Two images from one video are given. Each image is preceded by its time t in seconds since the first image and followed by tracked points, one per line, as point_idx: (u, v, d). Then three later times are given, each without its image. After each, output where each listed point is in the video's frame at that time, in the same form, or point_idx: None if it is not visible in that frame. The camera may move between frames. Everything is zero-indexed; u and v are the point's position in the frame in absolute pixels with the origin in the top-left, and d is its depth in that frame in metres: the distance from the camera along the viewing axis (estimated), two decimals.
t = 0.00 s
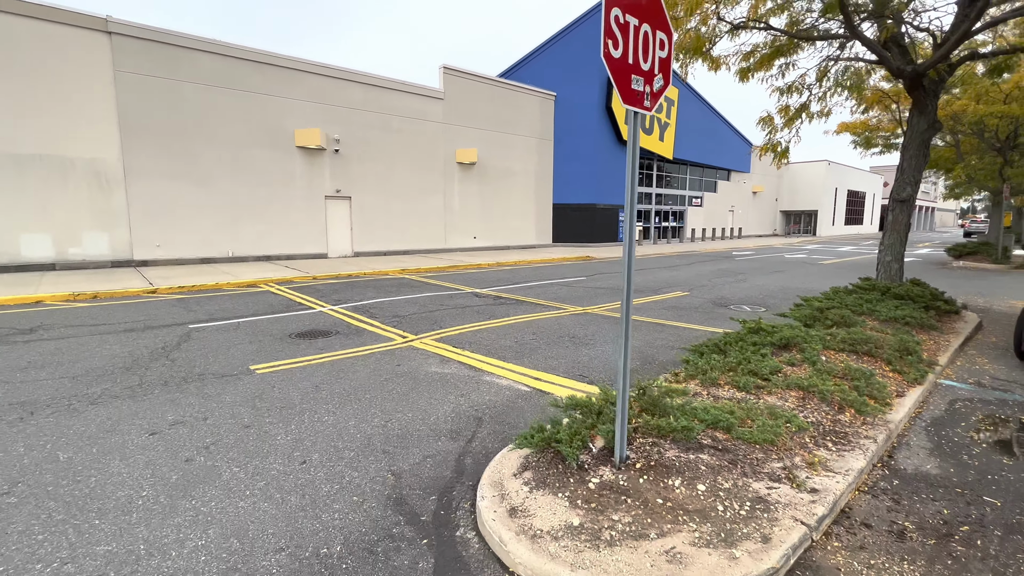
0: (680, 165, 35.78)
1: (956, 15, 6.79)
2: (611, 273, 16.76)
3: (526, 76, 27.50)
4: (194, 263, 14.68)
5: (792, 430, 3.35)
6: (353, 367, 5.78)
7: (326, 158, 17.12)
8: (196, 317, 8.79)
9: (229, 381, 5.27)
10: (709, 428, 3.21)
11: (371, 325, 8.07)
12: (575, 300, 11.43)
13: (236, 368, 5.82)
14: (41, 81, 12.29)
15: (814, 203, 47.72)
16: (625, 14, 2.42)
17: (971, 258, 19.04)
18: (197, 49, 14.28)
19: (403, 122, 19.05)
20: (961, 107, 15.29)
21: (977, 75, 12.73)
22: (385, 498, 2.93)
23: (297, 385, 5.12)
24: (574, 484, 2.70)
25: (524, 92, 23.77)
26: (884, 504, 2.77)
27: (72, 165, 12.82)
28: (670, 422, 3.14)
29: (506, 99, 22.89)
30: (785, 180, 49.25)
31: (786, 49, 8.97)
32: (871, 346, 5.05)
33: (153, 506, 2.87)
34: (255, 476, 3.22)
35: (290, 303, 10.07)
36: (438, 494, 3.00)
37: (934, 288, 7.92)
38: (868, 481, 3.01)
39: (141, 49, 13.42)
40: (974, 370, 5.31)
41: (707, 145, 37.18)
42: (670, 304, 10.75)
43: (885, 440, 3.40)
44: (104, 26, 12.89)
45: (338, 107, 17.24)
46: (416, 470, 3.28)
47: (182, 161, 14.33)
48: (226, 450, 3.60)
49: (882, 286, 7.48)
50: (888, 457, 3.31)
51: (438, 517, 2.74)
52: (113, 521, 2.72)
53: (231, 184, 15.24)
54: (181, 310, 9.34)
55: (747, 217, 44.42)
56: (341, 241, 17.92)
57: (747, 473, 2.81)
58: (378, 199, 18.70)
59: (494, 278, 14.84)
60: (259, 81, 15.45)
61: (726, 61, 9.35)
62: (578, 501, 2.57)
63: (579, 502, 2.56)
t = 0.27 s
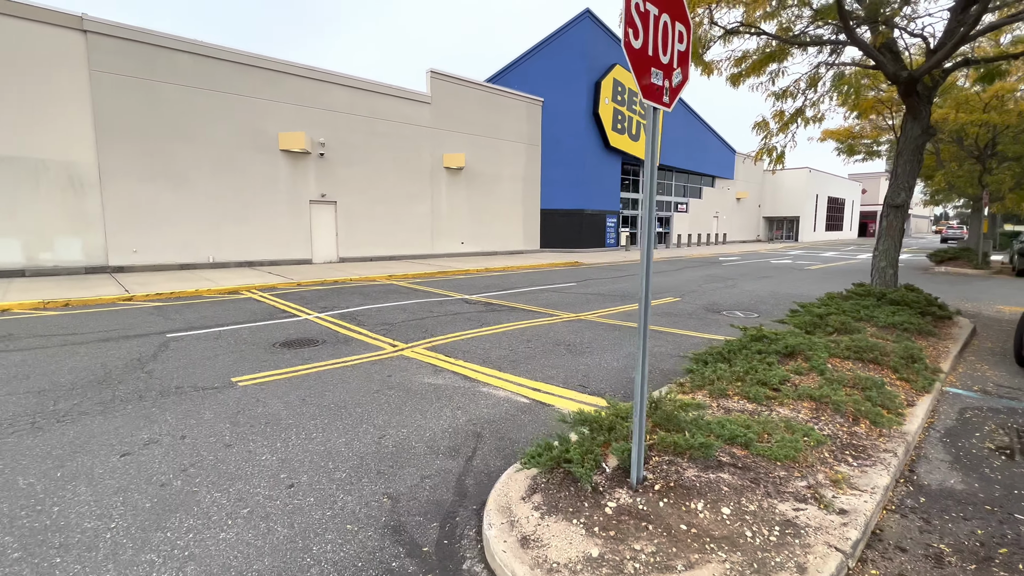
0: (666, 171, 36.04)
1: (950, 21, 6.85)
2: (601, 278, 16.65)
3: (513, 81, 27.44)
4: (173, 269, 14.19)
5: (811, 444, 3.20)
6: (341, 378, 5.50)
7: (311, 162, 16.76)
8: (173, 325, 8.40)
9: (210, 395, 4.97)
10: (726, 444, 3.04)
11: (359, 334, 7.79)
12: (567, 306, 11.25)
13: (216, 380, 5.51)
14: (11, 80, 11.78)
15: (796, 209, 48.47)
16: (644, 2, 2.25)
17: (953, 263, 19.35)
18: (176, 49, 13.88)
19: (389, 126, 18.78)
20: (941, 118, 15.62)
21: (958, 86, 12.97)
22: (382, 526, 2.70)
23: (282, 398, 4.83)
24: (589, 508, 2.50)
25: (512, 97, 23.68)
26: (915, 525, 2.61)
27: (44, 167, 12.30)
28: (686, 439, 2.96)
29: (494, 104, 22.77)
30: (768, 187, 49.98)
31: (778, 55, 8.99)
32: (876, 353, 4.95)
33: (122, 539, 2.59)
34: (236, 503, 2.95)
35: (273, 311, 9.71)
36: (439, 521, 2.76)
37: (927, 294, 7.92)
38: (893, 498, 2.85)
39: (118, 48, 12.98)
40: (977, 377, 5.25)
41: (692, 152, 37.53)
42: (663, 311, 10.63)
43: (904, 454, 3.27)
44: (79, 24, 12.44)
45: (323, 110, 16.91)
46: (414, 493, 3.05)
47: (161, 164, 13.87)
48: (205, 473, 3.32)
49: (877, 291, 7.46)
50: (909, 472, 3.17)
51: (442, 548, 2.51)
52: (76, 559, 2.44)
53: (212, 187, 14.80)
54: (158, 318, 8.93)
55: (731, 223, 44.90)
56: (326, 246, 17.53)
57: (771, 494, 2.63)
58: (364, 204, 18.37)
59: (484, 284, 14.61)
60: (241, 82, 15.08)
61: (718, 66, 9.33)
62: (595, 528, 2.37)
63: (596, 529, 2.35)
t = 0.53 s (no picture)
0: (652, 178, 36.29)
1: (941, 32, 6.81)
2: (591, 286, 16.56)
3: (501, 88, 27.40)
4: (152, 278, 13.72)
5: (833, 463, 3.07)
6: (333, 394, 5.26)
7: (297, 168, 16.43)
8: (153, 337, 8.03)
9: (193, 414, 4.69)
10: (748, 467, 2.90)
11: (349, 345, 7.53)
12: (560, 314, 11.10)
13: (200, 397, 5.21)
14: None
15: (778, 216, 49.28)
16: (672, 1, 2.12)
17: (934, 270, 19.71)
18: (157, 52, 13.49)
19: (377, 132, 18.54)
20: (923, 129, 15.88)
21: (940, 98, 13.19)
22: (387, 563, 2.49)
23: (272, 417, 4.57)
24: (613, 540, 2.34)
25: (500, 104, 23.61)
26: (952, 553, 2.48)
27: (17, 172, 11.79)
28: (709, 462, 2.81)
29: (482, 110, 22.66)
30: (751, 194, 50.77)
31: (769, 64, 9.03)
32: (883, 364, 4.88)
33: None
34: (225, 539, 2.71)
35: (258, 321, 9.38)
36: (449, 556, 2.57)
37: (921, 301, 7.94)
38: (924, 522, 2.74)
39: (96, 49, 12.57)
40: (980, 387, 5.20)
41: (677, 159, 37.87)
42: (657, 319, 10.54)
43: (928, 473, 3.16)
44: (55, 24, 12.01)
45: (310, 115, 16.61)
46: (419, 523, 2.84)
47: (140, 169, 13.44)
48: (190, 505, 3.05)
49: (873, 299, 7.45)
50: (934, 491, 3.06)
51: None
52: None
53: (193, 193, 14.38)
54: (136, 329, 8.55)
55: (716, 229, 45.41)
56: (311, 253, 17.16)
57: (803, 521, 2.48)
58: (351, 211, 18.06)
59: (474, 292, 14.39)
60: (225, 86, 14.72)
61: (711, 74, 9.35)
62: (620, 562, 2.21)
63: (624, 565, 2.18)
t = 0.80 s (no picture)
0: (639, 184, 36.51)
1: (930, 41, 6.85)
2: (582, 292, 16.47)
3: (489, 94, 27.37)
4: (132, 286, 13.30)
5: (850, 480, 2.97)
6: (324, 408, 5.05)
7: (282, 174, 16.12)
8: (133, 349, 7.73)
9: (176, 433, 4.45)
10: (766, 486, 2.78)
11: (339, 356, 7.30)
12: (553, 321, 10.98)
13: (183, 414, 4.97)
14: None
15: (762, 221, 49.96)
16: None
17: (917, 274, 20.02)
18: (138, 55, 13.16)
19: (364, 137, 18.31)
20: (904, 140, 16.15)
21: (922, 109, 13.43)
22: None
23: (260, 435, 4.35)
24: (633, 571, 2.20)
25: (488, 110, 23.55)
26: None
27: None
28: (726, 483, 2.68)
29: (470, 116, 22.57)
30: (735, 200, 51.42)
31: (760, 71, 9.08)
32: (887, 373, 4.83)
33: None
34: None
35: (244, 331, 9.10)
36: None
37: (913, 307, 7.98)
38: (948, 541, 2.64)
39: (73, 52, 12.21)
40: (980, 394, 5.18)
41: (664, 166, 38.19)
42: (650, 326, 10.47)
43: (945, 488, 3.08)
44: (31, 26, 11.64)
45: (295, 120, 16.34)
46: (422, 553, 2.67)
47: (120, 175, 13.06)
48: (174, 536, 2.84)
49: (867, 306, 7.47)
50: (953, 507, 2.98)
51: None
52: None
53: (175, 199, 14.01)
54: (116, 341, 8.23)
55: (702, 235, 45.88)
56: (297, 260, 16.84)
57: (829, 545, 2.37)
58: (338, 217, 17.79)
59: (464, 299, 14.22)
60: (208, 91, 14.41)
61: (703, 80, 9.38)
62: None
63: None
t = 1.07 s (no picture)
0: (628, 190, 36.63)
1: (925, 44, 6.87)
2: (574, 297, 16.32)
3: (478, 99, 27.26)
4: (110, 293, 12.87)
5: (876, 494, 2.81)
6: (313, 421, 4.79)
7: (267, 177, 15.78)
8: (110, 359, 7.38)
9: (155, 449, 4.18)
10: (790, 503, 2.62)
11: (328, 365, 7.04)
12: (547, 327, 10.81)
13: (163, 428, 4.69)
14: None
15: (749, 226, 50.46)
16: None
17: (904, 278, 20.22)
18: (118, 55, 12.80)
19: (352, 141, 18.04)
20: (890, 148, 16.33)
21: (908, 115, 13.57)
22: None
23: (246, 451, 4.09)
24: None
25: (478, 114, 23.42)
26: None
27: None
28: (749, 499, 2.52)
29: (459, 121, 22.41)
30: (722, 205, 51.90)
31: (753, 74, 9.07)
32: (895, 378, 4.73)
33: None
34: None
35: (228, 339, 8.79)
36: None
37: (909, 310, 7.94)
38: (981, 558, 2.50)
39: (49, 52, 11.82)
40: (985, 398, 5.10)
41: (652, 171, 38.40)
42: (645, 331, 10.34)
43: (970, 499, 2.95)
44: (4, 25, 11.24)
45: (281, 124, 16.04)
46: None
47: (99, 178, 12.64)
48: (149, 568, 2.59)
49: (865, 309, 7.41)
50: (981, 520, 2.84)
51: None
52: None
53: (156, 203, 13.60)
54: (93, 351, 7.87)
55: (690, 239, 46.17)
56: (284, 266, 16.48)
57: (865, 567, 2.20)
58: (325, 222, 17.46)
59: (455, 304, 13.98)
60: (191, 92, 14.06)
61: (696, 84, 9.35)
62: None
63: None
